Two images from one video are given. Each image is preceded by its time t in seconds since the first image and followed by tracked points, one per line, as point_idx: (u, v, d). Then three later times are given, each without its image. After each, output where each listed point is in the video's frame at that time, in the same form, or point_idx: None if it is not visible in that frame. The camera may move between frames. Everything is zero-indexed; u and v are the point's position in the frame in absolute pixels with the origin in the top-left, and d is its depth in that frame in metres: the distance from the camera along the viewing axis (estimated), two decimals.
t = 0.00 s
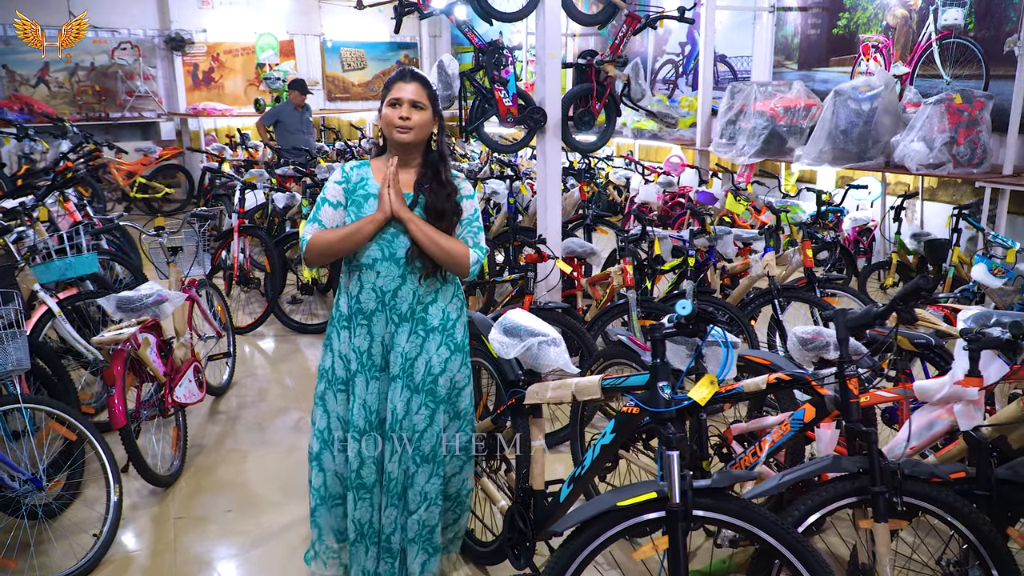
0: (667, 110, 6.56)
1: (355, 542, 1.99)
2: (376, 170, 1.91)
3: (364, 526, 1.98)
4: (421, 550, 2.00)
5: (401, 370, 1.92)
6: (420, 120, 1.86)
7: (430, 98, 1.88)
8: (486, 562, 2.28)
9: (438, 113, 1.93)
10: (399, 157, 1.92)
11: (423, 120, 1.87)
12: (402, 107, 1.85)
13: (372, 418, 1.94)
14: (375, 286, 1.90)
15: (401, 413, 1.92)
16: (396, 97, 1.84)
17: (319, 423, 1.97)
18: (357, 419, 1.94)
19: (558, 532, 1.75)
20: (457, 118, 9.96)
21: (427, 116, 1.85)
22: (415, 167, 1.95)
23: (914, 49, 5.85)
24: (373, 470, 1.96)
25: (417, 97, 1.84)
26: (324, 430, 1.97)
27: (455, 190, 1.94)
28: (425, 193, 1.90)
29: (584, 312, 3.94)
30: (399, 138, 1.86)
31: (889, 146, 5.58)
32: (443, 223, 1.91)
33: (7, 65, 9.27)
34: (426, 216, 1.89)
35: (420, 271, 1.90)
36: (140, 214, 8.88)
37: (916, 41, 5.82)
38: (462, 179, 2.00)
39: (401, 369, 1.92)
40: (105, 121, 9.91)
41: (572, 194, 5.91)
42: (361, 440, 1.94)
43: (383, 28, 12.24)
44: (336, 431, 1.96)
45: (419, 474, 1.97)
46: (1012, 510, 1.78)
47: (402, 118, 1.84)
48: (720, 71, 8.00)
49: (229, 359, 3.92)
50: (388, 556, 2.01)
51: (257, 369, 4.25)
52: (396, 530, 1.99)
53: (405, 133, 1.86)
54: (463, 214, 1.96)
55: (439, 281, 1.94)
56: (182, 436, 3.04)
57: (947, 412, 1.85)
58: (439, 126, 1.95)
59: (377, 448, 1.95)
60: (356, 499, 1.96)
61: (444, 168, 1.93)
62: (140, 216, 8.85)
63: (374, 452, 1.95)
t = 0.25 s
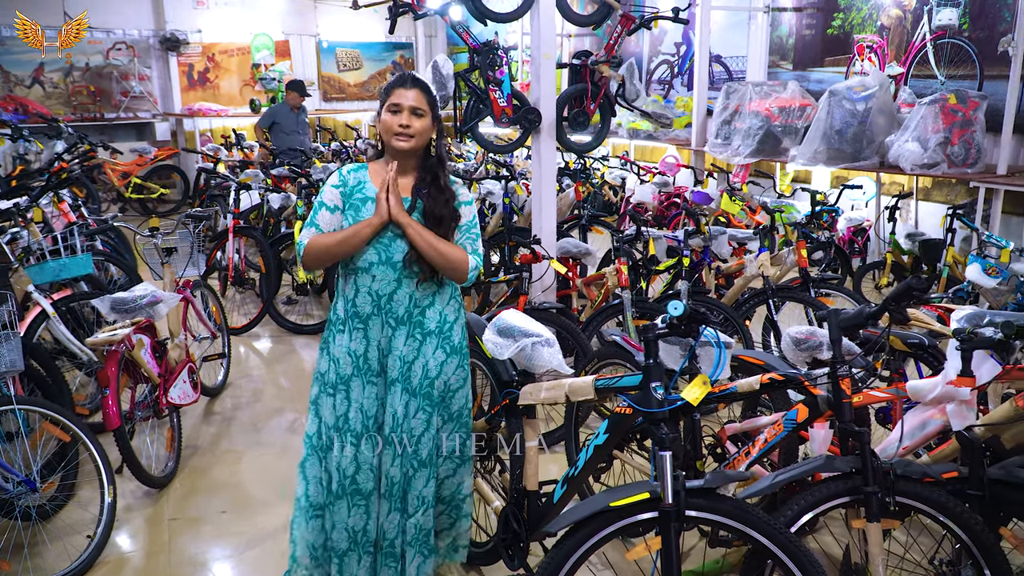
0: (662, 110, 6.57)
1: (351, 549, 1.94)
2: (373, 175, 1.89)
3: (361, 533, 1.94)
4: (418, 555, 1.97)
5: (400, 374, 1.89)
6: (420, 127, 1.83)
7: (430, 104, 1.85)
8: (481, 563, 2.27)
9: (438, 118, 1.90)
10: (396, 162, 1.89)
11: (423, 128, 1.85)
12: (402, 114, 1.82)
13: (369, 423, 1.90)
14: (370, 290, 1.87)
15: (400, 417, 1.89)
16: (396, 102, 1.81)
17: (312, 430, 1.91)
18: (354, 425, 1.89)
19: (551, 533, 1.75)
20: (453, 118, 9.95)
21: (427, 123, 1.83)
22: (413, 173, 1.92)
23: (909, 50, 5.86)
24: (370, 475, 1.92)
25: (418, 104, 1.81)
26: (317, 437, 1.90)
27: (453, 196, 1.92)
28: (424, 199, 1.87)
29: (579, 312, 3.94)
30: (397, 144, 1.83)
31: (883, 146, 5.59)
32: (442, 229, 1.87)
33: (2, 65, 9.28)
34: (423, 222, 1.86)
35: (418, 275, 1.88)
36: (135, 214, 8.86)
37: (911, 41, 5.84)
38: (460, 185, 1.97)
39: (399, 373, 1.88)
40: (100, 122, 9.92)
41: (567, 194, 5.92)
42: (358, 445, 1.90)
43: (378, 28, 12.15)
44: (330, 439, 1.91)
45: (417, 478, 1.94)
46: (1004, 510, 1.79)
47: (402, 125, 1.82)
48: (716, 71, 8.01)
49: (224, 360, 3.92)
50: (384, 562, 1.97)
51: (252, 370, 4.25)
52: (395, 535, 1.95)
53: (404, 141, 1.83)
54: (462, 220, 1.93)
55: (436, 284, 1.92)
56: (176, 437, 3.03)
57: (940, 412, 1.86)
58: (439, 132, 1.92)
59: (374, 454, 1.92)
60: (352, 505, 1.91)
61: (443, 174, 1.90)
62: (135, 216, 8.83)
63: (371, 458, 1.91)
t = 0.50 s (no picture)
0: (659, 112, 6.58)
1: (350, 553, 1.93)
2: (364, 179, 1.85)
3: (360, 537, 1.94)
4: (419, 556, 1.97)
5: (400, 376, 1.89)
6: (414, 131, 1.82)
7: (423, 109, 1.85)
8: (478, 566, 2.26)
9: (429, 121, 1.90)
10: (388, 168, 1.86)
11: (417, 133, 1.84)
12: (397, 119, 1.81)
13: (368, 426, 1.90)
14: (369, 293, 1.86)
15: (400, 419, 1.90)
16: (391, 106, 1.80)
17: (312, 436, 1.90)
18: (353, 429, 1.89)
19: (548, 537, 1.75)
20: (449, 119, 9.95)
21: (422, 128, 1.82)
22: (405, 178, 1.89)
23: (905, 51, 5.87)
24: (369, 478, 1.92)
25: (413, 108, 1.81)
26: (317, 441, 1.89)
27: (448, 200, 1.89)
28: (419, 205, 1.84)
29: (576, 314, 3.95)
30: (391, 150, 1.82)
31: (879, 148, 5.60)
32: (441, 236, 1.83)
33: None
34: (423, 224, 1.81)
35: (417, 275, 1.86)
36: (132, 215, 8.85)
37: (907, 43, 5.85)
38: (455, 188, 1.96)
39: (399, 375, 1.88)
40: (96, 122, 9.94)
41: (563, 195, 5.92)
42: (358, 449, 1.89)
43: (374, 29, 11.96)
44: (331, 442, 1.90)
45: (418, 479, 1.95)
46: (1001, 513, 1.79)
47: (396, 130, 1.80)
48: (712, 72, 8.01)
49: (221, 362, 3.91)
50: (385, 564, 1.98)
51: (249, 371, 4.24)
52: (395, 536, 1.96)
53: (399, 146, 1.82)
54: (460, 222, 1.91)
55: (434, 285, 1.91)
56: (173, 440, 3.02)
57: (936, 415, 1.87)
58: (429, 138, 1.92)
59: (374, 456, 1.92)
60: (351, 508, 1.91)
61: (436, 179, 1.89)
62: (131, 217, 8.83)
63: (371, 460, 1.91)
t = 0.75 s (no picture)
0: (656, 113, 6.58)
1: (346, 557, 1.94)
2: (350, 187, 1.86)
3: (357, 542, 1.94)
4: (421, 560, 1.97)
5: (396, 382, 1.88)
6: (401, 127, 1.84)
7: (409, 105, 1.87)
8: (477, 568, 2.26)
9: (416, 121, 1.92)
10: (375, 166, 1.86)
11: (405, 130, 1.85)
12: (385, 115, 1.83)
13: (363, 433, 1.90)
14: (362, 302, 1.86)
15: (398, 425, 1.89)
16: (377, 103, 1.82)
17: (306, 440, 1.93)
18: (348, 435, 1.89)
19: (546, 539, 1.75)
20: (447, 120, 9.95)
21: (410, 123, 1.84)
22: (392, 179, 1.90)
23: (901, 52, 5.89)
24: (365, 484, 1.92)
25: (399, 104, 1.83)
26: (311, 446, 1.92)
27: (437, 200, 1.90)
28: (408, 207, 1.84)
29: (574, 315, 3.95)
30: (379, 145, 1.82)
31: (877, 149, 5.60)
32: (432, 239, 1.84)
33: None
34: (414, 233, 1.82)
35: (411, 281, 1.86)
36: (129, 216, 8.83)
37: (904, 43, 5.86)
38: (441, 188, 1.97)
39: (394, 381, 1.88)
40: (93, 123, 9.92)
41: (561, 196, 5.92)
42: (354, 455, 1.90)
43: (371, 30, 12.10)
44: (325, 447, 1.93)
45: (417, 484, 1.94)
46: (998, 514, 1.79)
47: (385, 125, 1.82)
48: (709, 73, 8.02)
49: (218, 364, 3.90)
50: (386, 570, 1.96)
51: (246, 373, 4.24)
52: (395, 543, 1.94)
53: (388, 141, 1.83)
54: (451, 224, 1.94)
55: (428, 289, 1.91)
56: (170, 442, 3.01)
57: (934, 416, 1.87)
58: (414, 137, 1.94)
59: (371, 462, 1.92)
60: (346, 514, 1.91)
61: (423, 178, 1.89)
62: (128, 218, 8.81)
63: (367, 466, 1.91)
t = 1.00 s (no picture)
0: (653, 115, 6.60)
1: (344, 557, 1.95)
2: (336, 189, 1.87)
3: (357, 541, 1.95)
4: (421, 558, 2.00)
5: (390, 382, 1.91)
6: (385, 130, 1.85)
7: (393, 108, 1.88)
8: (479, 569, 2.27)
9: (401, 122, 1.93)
10: (359, 169, 1.87)
11: (388, 132, 1.87)
12: (369, 117, 1.84)
13: (358, 433, 1.92)
14: (353, 303, 1.87)
15: (393, 424, 1.91)
16: (362, 106, 1.83)
17: (302, 441, 1.94)
18: (343, 436, 1.91)
19: (546, 539, 1.75)
20: (445, 121, 9.97)
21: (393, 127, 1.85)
22: (377, 181, 1.91)
23: (899, 54, 5.90)
24: (361, 485, 1.93)
25: (384, 106, 1.85)
26: (306, 445, 1.95)
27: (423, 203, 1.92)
28: (394, 209, 1.87)
29: (572, 316, 3.95)
30: (364, 148, 1.83)
31: (874, 150, 5.62)
32: (420, 240, 1.87)
33: None
34: (402, 232, 1.85)
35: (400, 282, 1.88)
36: (127, 217, 8.82)
37: (901, 46, 5.89)
38: (427, 191, 1.99)
39: (388, 381, 1.90)
40: (90, 124, 9.97)
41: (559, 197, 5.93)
42: (349, 456, 1.91)
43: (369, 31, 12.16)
44: (319, 448, 1.96)
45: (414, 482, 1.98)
46: (995, 514, 1.80)
47: (369, 128, 1.83)
48: (707, 74, 8.03)
49: (217, 365, 3.90)
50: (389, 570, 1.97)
51: (244, 374, 4.24)
52: (396, 543, 1.96)
53: (372, 145, 1.84)
54: (437, 230, 1.96)
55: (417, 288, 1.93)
56: (168, 443, 3.01)
57: (931, 417, 1.87)
58: (399, 140, 1.94)
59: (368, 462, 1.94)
60: (344, 515, 1.93)
61: (409, 179, 1.91)
62: (126, 219, 8.80)
63: (363, 467, 1.93)
